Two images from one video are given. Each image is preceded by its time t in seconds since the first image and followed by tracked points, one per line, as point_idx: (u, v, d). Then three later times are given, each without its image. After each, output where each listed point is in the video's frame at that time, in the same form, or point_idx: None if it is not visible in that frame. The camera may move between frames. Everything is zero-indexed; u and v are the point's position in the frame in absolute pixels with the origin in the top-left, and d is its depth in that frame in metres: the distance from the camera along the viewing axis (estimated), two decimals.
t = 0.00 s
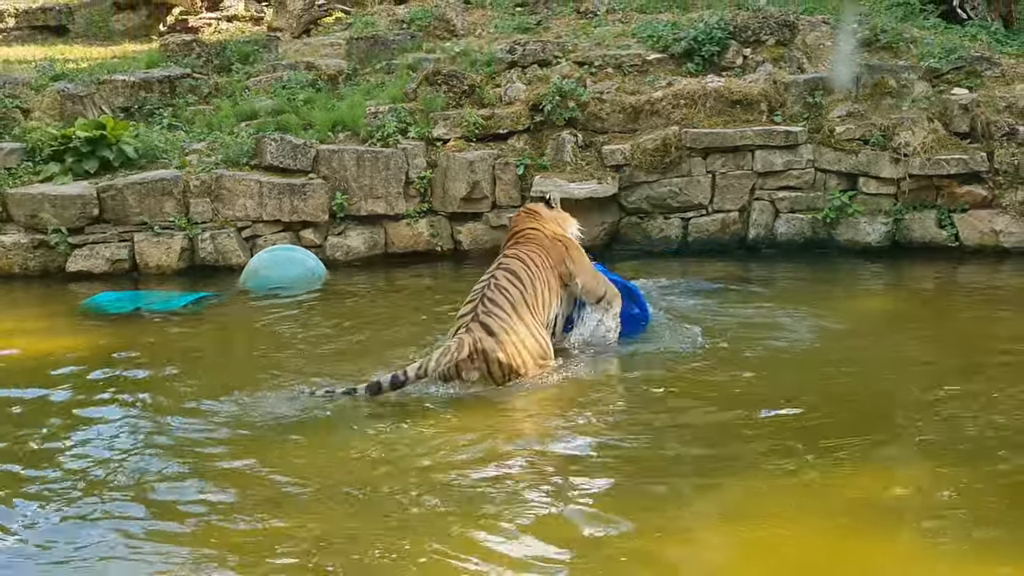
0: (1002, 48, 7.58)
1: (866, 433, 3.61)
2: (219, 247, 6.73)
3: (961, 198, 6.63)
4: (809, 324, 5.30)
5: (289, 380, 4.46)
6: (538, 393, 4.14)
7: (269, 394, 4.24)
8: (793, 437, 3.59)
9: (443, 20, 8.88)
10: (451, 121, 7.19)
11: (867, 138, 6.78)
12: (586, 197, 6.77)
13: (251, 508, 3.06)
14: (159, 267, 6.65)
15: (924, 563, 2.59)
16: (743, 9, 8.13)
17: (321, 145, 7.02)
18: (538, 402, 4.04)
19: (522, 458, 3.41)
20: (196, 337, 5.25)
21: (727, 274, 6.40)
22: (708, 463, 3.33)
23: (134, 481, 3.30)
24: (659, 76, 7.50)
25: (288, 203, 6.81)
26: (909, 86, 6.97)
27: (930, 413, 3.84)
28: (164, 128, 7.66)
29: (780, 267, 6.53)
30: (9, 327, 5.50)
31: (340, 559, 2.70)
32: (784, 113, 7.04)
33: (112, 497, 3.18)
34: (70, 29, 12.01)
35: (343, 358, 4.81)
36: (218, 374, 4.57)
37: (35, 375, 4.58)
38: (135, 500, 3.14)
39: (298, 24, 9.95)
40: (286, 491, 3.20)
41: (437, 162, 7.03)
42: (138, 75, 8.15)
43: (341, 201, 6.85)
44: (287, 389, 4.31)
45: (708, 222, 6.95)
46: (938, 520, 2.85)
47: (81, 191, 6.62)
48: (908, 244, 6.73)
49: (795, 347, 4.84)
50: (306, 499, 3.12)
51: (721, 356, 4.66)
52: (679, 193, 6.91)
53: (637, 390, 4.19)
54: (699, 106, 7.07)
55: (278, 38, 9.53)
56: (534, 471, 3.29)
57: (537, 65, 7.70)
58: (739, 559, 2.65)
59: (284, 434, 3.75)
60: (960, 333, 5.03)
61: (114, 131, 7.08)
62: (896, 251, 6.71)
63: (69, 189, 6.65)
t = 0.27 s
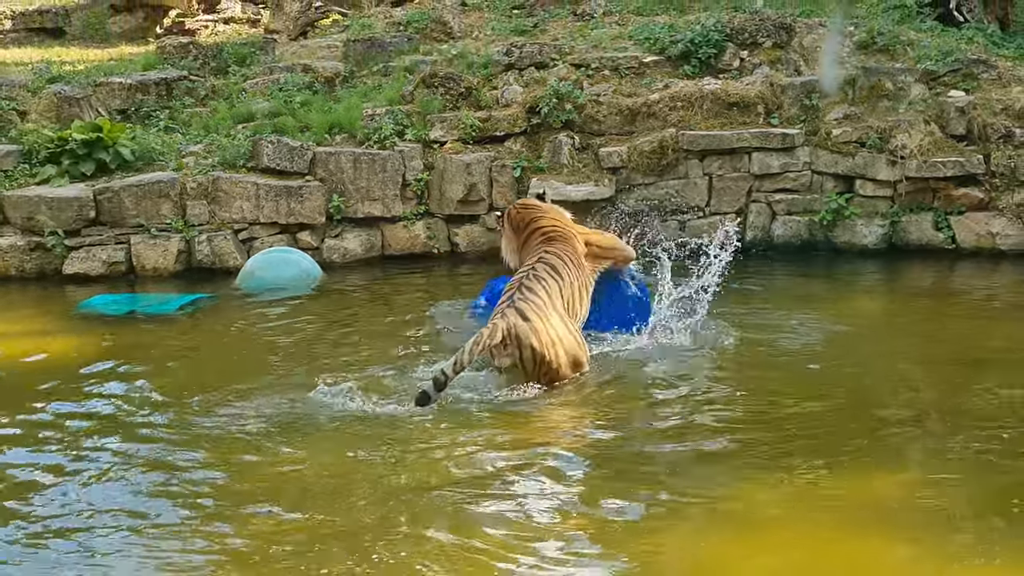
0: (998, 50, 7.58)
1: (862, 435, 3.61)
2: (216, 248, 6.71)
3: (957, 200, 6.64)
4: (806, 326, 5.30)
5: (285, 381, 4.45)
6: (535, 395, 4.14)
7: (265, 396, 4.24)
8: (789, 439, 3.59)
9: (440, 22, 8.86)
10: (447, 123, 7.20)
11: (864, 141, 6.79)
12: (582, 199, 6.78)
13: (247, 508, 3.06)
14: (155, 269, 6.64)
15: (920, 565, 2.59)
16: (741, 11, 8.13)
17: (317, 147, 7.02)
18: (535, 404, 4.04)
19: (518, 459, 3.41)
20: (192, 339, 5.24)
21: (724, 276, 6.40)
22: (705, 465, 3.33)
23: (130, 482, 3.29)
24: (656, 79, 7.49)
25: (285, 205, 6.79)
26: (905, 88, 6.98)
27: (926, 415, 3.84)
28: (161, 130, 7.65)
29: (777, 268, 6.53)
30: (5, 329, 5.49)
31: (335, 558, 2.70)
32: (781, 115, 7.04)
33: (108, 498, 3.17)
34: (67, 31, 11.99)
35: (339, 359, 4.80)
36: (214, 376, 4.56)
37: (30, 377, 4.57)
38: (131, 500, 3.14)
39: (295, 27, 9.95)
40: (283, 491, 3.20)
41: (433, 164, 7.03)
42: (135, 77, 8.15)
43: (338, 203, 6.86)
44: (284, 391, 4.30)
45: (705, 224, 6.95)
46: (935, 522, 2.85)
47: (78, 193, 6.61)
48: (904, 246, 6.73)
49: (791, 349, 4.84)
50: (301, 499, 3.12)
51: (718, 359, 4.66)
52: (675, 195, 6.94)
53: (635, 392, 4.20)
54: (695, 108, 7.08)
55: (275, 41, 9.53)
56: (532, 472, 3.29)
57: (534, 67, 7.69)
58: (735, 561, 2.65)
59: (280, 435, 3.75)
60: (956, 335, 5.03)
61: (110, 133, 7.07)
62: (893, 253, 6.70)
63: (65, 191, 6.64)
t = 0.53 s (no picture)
0: (992, 51, 7.59)
1: (857, 436, 3.62)
2: (211, 250, 6.71)
3: (952, 201, 6.65)
4: (801, 326, 5.30)
5: (282, 382, 4.46)
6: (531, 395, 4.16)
7: (260, 398, 4.24)
8: (784, 438, 3.60)
9: (435, 23, 8.86)
10: (442, 124, 7.20)
11: (858, 142, 6.81)
12: (577, 201, 6.75)
13: (244, 511, 3.06)
14: (150, 270, 6.63)
15: (915, 566, 2.60)
16: (735, 12, 8.14)
17: (312, 148, 7.02)
18: (530, 405, 4.05)
19: (516, 460, 3.42)
20: (188, 340, 5.24)
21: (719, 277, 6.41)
22: (702, 465, 3.34)
23: (126, 484, 3.29)
24: (651, 80, 7.50)
25: (279, 206, 6.79)
26: (900, 89, 6.95)
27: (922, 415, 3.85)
28: (155, 131, 7.64)
29: (772, 269, 6.54)
30: None
31: (333, 562, 2.70)
32: (776, 116, 7.07)
33: (104, 501, 3.17)
34: (61, 32, 11.98)
35: (334, 360, 4.81)
36: (210, 377, 4.56)
37: (25, 379, 4.57)
38: (128, 504, 3.14)
39: (290, 28, 9.94)
40: (281, 493, 3.21)
41: (428, 165, 7.03)
42: (129, 78, 8.14)
43: (333, 204, 6.84)
44: (280, 392, 4.31)
45: (700, 225, 6.95)
46: (933, 522, 2.86)
47: (72, 195, 6.60)
48: (899, 247, 6.73)
49: (785, 349, 4.85)
50: (300, 501, 3.12)
51: (714, 359, 4.67)
52: (670, 196, 6.92)
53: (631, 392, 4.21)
54: (690, 109, 7.08)
55: (270, 42, 9.52)
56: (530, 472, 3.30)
57: (529, 68, 7.70)
58: (731, 561, 2.65)
59: (277, 437, 3.75)
60: (951, 335, 5.04)
61: (105, 134, 7.06)
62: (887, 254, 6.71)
63: (60, 193, 6.63)
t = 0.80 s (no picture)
0: (987, 55, 7.60)
1: (854, 439, 3.62)
2: (207, 253, 6.73)
3: (948, 205, 6.66)
4: (798, 330, 5.30)
5: (279, 386, 4.45)
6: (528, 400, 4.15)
7: (257, 402, 4.23)
8: (782, 442, 3.59)
9: (431, 27, 8.85)
10: (439, 128, 7.20)
11: (854, 146, 6.81)
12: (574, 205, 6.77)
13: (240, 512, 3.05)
14: (146, 274, 6.64)
15: (913, 567, 2.60)
16: (731, 17, 8.15)
17: (309, 152, 7.02)
18: (527, 409, 4.05)
19: (513, 462, 3.42)
20: (184, 343, 5.24)
21: (715, 280, 6.41)
22: (700, 469, 3.33)
23: (123, 485, 3.28)
24: (648, 84, 7.50)
25: (276, 210, 6.80)
26: (896, 93, 7.01)
27: (919, 419, 3.86)
28: (152, 135, 7.64)
29: (768, 273, 6.54)
30: None
31: (330, 561, 2.69)
32: (772, 120, 7.05)
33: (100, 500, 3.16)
34: (57, 37, 11.98)
35: (331, 364, 4.80)
36: (207, 381, 4.56)
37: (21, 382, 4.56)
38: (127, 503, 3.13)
39: (286, 32, 9.94)
40: (280, 493, 3.20)
41: (425, 169, 7.04)
42: (126, 82, 8.14)
43: (330, 208, 6.85)
44: (277, 396, 4.30)
45: (697, 228, 6.96)
46: (931, 525, 2.87)
47: (69, 198, 6.60)
48: (895, 251, 6.72)
49: (781, 353, 4.85)
50: (298, 502, 3.12)
51: (711, 363, 4.68)
52: (667, 200, 6.93)
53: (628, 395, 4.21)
54: (687, 112, 7.09)
55: (266, 46, 9.52)
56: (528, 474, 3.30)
57: (526, 72, 7.69)
58: (729, 562, 2.65)
59: (274, 440, 3.75)
60: (948, 339, 5.04)
61: (101, 138, 7.06)
62: (883, 258, 6.71)
63: (56, 197, 6.63)
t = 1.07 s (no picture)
0: (987, 59, 7.60)
1: (855, 447, 3.62)
2: (207, 260, 6.74)
3: (948, 209, 6.67)
4: (799, 335, 5.31)
5: (280, 393, 4.46)
6: (530, 408, 4.16)
7: (259, 410, 4.23)
8: (782, 450, 3.60)
9: (430, 32, 8.84)
10: (438, 134, 7.19)
11: (854, 150, 6.81)
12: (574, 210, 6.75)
13: (243, 528, 3.06)
14: (146, 280, 6.63)
15: None
16: (730, 22, 8.16)
17: (309, 158, 7.03)
18: (528, 417, 4.06)
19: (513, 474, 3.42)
20: (185, 351, 5.24)
21: (715, 286, 6.42)
22: (700, 479, 3.34)
23: (125, 500, 3.29)
24: (647, 89, 7.50)
25: (276, 216, 6.79)
26: (895, 98, 7.02)
27: (919, 425, 3.86)
28: (152, 142, 7.64)
29: (769, 279, 6.54)
30: None
31: None
32: (771, 124, 7.04)
33: (104, 516, 3.17)
34: (57, 44, 11.99)
35: (331, 371, 4.80)
36: (208, 389, 4.56)
37: (22, 390, 4.57)
38: (129, 520, 3.14)
39: (285, 38, 9.94)
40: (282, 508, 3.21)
41: (425, 175, 7.06)
42: (126, 89, 8.14)
43: (330, 214, 6.86)
44: (278, 404, 4.31)
45: (697, 233, 6.96)
46: (929, 535, 2.88)
47: (69, 206, 6.60)
48: (895, 256, 6.74)
49: (781, 358, 4.86)
50: (300, 517, 3.12)
51: (711, 370, 4.68)
52: (666, 206, 6.90)
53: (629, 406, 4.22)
54: (686, 118, 7.10)
55: (266, 52, 9.52)
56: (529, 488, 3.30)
57: (524, 78, 7.68)
58: None
59: (275, 449, 3.75)
60: (948, 344, 5.05)
61: (101, 145, 7.06)
62: (883, 263, 6.71)
63: (56, 204, 6.63)
